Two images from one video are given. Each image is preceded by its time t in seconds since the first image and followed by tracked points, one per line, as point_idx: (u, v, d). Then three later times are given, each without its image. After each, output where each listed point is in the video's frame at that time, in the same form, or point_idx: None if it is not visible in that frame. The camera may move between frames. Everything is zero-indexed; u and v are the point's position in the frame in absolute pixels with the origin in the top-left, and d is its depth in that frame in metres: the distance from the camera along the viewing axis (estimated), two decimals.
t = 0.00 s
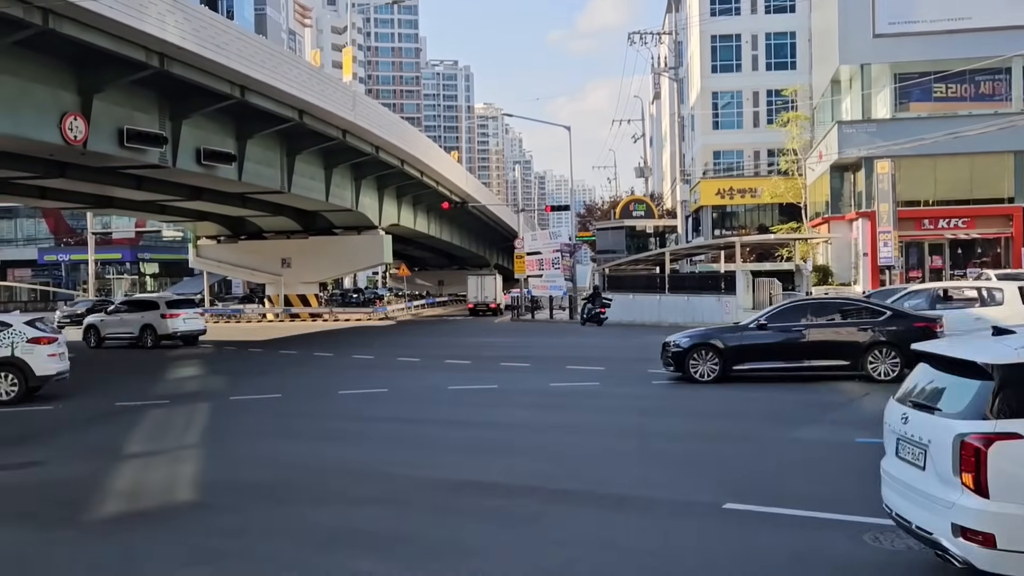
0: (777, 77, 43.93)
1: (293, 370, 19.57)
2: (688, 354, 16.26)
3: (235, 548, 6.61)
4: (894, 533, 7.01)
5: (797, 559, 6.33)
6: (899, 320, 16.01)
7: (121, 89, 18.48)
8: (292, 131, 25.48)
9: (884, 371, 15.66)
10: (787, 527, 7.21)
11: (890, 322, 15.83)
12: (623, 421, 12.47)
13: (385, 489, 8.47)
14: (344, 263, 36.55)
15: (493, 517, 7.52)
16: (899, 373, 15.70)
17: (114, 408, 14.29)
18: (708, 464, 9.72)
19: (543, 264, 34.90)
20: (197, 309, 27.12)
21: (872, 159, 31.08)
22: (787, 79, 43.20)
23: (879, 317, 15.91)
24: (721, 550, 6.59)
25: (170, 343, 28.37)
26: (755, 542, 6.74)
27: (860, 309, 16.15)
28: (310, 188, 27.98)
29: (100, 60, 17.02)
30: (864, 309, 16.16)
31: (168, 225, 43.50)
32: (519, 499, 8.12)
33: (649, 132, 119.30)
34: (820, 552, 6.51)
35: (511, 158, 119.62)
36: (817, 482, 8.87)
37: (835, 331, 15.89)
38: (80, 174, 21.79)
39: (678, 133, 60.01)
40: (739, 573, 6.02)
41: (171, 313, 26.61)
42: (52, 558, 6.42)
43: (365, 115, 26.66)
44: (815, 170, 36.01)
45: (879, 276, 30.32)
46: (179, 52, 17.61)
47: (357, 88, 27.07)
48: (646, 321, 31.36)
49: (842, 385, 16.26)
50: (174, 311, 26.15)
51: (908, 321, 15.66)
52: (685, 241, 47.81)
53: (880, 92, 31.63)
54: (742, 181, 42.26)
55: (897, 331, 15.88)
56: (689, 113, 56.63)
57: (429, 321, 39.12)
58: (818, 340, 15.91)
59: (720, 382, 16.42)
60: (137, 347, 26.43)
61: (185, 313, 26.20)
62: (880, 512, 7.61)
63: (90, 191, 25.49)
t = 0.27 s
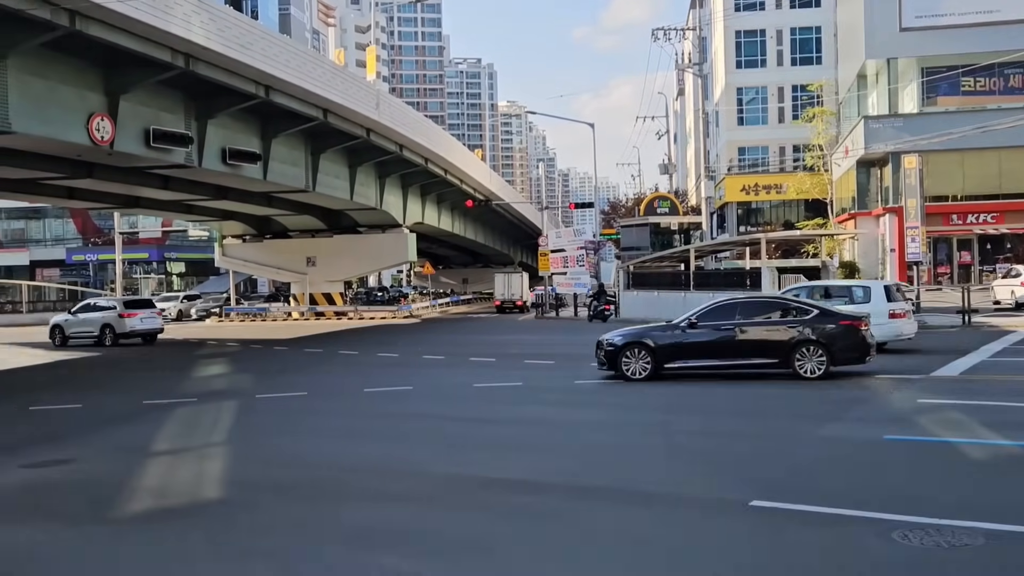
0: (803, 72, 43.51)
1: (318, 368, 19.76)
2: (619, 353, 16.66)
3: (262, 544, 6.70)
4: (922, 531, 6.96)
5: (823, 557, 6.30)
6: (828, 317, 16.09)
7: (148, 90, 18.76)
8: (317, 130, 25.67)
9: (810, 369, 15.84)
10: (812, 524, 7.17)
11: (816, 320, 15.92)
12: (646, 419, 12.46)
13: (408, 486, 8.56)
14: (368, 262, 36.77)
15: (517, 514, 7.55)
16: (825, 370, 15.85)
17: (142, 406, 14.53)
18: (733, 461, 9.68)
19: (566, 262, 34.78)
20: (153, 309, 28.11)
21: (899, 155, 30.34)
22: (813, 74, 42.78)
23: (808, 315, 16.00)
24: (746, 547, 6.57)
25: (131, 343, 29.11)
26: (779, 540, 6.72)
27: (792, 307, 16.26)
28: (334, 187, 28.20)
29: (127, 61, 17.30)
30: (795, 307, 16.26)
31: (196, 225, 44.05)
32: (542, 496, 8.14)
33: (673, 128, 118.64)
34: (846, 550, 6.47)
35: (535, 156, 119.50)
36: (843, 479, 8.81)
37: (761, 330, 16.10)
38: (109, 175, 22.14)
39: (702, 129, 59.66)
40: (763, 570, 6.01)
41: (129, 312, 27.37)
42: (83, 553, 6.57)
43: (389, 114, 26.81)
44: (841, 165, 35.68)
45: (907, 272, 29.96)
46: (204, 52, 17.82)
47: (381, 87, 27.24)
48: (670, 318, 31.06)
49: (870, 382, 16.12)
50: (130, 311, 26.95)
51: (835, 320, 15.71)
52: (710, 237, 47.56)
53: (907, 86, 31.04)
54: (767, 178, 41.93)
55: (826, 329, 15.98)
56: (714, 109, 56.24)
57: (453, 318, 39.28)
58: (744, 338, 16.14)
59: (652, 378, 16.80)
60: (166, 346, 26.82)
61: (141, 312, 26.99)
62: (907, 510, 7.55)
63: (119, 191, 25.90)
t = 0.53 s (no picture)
0: (820, 69, 43.25)
1: (335, 367, 19.85)
2: (546, 352, 16.71)
3: (279, 543, 6.74)
4: (945, 530, 6.90)
5: (843, 556, 6.26)
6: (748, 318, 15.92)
7: (165, 90, 18.94)
8: (333, 129, 25.77)
9: (729, 369, 15.65)
10: (834, 523, 7.12)
11: (734, 321, 15.74)
12: (664, 417, 12.43)
13: (424, 485, 8.58)
14: (384, 261, 36.85)
15: (535, 512, 7.55)
16: (744, 369, 15.63)
17: (161, 406, 14.65)
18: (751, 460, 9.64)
19: (583, 261, 34.61)
20: (109, 309, 28.62)
21: (918, 151, 29.88)
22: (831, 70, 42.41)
23: (730, 316, 15.80)
24: (766, 547, 6.54)
25: (92, 344, 29.60)
26: (798, 539, 6.69)
27: (714, 308, 16.07)
28: (351, 186, 28.32)
29: (144, 61, 17.47)
30: (720, 308, 16.06)
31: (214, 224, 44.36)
32: (560, 495, 8.12)
33: (689, 126, 118.22)
34: (869, 549, 6.43)
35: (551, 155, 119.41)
36: (864, 479, 8.73)
37: (685, 330, 15.95)
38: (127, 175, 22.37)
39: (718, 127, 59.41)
40: (780, 570, 5.99)
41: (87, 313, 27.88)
42: (103, 552, 6.64)
43: (405, 113, 26.89)
44: (859, 162, 35.42)
45: (926, 269, 29.66)
46: (221, 52, 17.95)
47: (397, 86, 27.32)
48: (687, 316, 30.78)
49: (890, 381, 15.99)
50: (88, 311, 27.48)
51: (755, 320, 15.50)
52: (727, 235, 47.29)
53: (926, 82, 30.84)
54: (784, 175, 41.68)
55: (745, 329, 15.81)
56: (730, 106, 56.03)
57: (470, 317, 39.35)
58: (668, 338, 16.02)
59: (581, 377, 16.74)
60: (185, 346, 27.02)
61: (98, 313, 27.54)
62: (929, 511, 7.50)
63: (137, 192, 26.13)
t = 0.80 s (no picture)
0: (825, 67, 43.16)
1: (340, 367, 19.89)
2: (460, 354, 16.29)
3: (284, 544, 6.76)
4: (949, 529, 6.89)
5: (847, 556, 6.26)
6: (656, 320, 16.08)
7: (169, 91, 19.03)
8: (338, 129, 25.81)
9: (639, 369, 15.71)
10: (839, 523, 7.11)
11: (644, 323, 15.88)
12: (668, 417, 12.44)
13: (428, 486, 8.60)
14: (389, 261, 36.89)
15: (540, 513, 7.55)
16: (652, 370, 15.76)
17: (166, 407, 14.70)
18: (755, 460, 9.64)
19: (589, 260, 34.59)
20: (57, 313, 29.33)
21: (923, 150, 29.88)
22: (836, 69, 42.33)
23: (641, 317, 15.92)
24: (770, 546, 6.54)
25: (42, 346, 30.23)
26: (803, 539, 6.69)
27: (624, 310, 16.18)
28: (356, 187, 28.37)
29: (148, 62, 17.55)
30: (629, 310, 16.19)
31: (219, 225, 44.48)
32: (564, 495, 8.13)
33: (695, 125, 118.11)
34: (874, 548, 6.42)
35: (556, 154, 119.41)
36: (869, 478, 8.73)
37: (598, 331, 15.94)
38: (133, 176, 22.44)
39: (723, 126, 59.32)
40: (784, 569, 6.00)
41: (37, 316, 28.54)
42: (109, 553, 6.68)
43: (410, 113, 26.91)
44: (864, 161, 35.37)
45: (932, 268, 29.58)
46: (225, 53, 18.00)
47: (401, 87, 27.35)
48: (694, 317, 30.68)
49: (895, 380, 15.96)
50: (38, 315, 28.19)
51: (666, 322, 15.68)
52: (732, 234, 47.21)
53: (931, 80, 30.58)
54: (789, 174, 41.63)
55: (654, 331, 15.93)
56: (735, 105, 55.96)
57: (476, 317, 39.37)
58: (582, 339, 15.97)
59: (493, 380, 16.47)
60: (190, 346, 27.10)
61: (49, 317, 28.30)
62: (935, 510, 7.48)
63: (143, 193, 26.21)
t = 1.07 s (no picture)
0: (816, 69, 43.33)
1: (332, 369, 19.81)
2: (361, 359, 16.08)
3: (275, 548, 6.72)
4: (942, 529, 6.91)
5: (840, 557, 6.27)
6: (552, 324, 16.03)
7: (161, 93, 18.94)
8: (330, 131, 25.76)
9: (537, 374, 15.66)
10: (833, 524, 7.12)
11: (544, 327, 15.81)
12: (662, 418, 12.44)
13: (422, 489, 8.56)
14: (381, 263, 36.78)
15: (536, 515, 7.54)
16: (551, 374, 15.71)
17: (158, 410, 14.63)
18: (749, 461, 9.64)
19: (582, 262, 34.63)
20: None
21: (915, 151, 29.94)
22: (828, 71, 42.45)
23: (537, 322, 15.85)
24: (764, 548, 6.53)
25: None
26: (797, 540, 6.69)
27: (525, 314, 16.08)
28: (348, 189, 28.28)
29: (140, 64, 17.48)
30: (528, 314, 16.12)
31: (211, 228, 44.34)
32: (559, 497, 8.12)
33: (686, 127, 118.71)
34: (866, 549, 6.44)
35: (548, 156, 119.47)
36: (862, 479, 8.74)
37: (497, 336, 15.81)
38: (124, 179, 22.35)
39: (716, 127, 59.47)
40: (780, 571, 5.98)
41: None
42: (100, 558, 6.62)
43: (402, 115, 26.86)
44: (856, 162, 35.52)
45: (924, 269, 29.66)
46: (217, 55, 17.97)
47: (393, 89, 27.30)
48: (687, 318, 30.80)
49: (887, 381, 16.00)
50: None
51: (561, 327, 15.67)
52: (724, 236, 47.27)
53: (923, 82, 30.74)
54: (781, 175, 41.77)
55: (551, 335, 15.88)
56: (727, 107, 56.14)
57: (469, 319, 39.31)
58: (480, 343, 15.81)
59: (395, 385, 16.22)
60: (182, 349, 26.99)
61: None
62: (928, 511, 7.50)
63: (134, 195, 26.10)
